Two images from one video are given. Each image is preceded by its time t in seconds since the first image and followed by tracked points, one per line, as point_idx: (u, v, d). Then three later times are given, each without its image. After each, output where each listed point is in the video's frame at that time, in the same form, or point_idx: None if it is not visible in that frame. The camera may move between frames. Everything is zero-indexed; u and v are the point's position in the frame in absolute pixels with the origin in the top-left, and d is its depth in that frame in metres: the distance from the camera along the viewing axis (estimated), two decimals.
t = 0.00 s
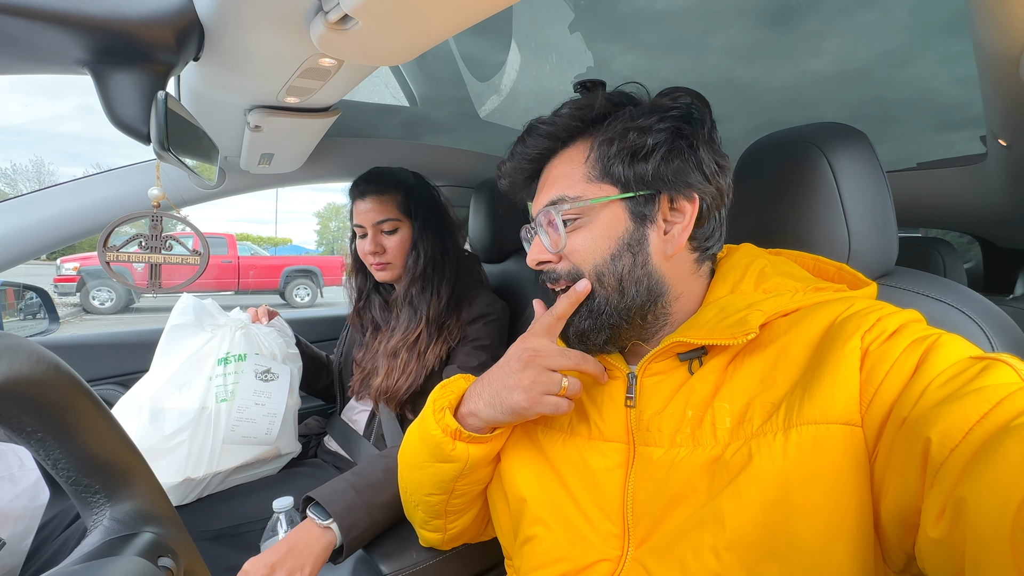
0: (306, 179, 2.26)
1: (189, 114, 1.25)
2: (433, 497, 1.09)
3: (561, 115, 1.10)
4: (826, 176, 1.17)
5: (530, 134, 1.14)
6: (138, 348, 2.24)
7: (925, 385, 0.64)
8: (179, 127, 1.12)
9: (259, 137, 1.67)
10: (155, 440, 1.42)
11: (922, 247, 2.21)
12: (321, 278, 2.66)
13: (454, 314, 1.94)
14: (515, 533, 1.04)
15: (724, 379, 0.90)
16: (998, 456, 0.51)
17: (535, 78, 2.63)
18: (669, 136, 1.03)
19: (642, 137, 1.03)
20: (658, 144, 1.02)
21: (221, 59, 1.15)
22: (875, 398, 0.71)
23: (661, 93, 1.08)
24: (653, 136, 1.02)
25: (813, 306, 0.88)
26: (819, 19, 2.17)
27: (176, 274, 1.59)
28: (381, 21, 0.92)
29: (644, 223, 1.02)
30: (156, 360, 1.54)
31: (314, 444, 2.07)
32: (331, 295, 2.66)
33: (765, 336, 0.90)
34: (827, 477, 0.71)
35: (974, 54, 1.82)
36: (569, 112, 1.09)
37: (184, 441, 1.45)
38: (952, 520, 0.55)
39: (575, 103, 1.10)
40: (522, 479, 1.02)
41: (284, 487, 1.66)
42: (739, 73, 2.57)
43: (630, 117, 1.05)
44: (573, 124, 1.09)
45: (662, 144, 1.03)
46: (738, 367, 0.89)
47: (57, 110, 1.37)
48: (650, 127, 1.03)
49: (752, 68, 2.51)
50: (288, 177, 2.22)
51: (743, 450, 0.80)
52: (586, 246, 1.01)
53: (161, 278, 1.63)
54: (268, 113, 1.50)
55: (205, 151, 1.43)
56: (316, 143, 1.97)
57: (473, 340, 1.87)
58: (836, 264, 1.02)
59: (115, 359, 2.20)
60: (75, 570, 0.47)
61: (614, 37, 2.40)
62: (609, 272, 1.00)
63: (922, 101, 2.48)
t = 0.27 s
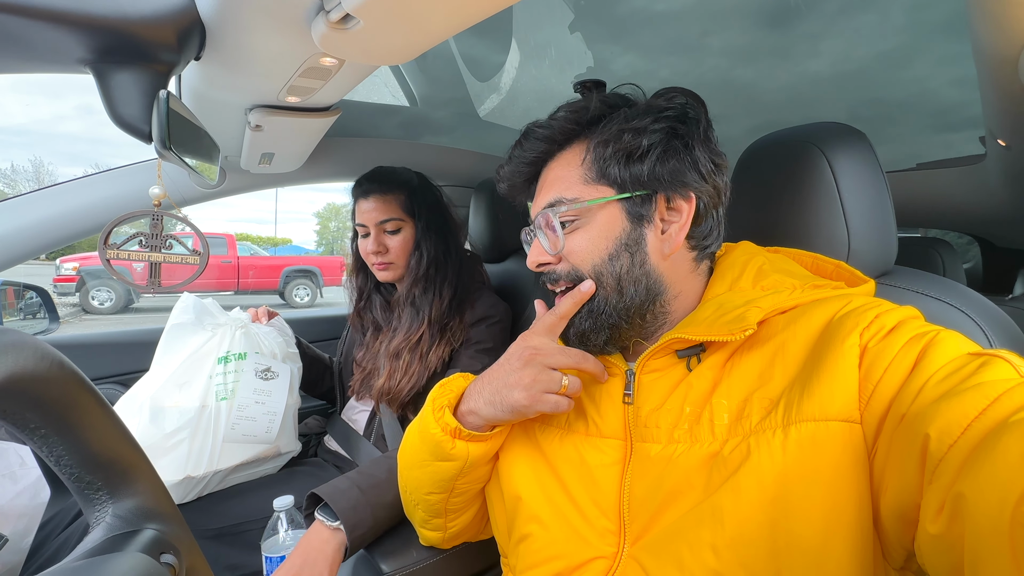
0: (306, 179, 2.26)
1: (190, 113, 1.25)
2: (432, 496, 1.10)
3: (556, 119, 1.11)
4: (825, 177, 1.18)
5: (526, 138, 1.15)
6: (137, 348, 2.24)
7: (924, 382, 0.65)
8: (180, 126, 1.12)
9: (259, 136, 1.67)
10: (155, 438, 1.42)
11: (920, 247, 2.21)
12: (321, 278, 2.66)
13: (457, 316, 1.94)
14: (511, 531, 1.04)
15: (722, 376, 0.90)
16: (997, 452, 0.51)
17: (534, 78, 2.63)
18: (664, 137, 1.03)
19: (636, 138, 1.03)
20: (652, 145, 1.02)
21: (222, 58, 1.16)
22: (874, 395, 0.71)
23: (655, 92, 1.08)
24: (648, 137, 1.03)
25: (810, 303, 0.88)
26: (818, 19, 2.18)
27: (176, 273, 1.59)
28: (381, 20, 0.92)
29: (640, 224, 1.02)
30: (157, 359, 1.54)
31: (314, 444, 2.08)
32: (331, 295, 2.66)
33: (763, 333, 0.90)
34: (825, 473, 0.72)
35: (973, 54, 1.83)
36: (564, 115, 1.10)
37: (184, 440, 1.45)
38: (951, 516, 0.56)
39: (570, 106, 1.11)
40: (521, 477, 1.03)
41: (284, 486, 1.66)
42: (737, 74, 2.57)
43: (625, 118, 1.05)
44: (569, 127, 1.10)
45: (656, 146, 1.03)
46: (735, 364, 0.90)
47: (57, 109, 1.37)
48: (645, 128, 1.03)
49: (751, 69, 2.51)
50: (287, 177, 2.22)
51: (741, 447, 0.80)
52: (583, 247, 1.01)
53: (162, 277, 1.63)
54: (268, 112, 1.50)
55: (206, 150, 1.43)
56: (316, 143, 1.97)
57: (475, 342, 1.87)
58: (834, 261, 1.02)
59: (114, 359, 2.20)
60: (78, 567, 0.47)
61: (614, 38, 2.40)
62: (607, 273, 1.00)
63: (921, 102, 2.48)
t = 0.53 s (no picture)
0: (305, 179, 2.26)
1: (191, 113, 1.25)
2: (433, 496, 1.10)
3: (551, 122, 1.11)
4: (824, 177, 1.18)
5: (523, 140, 1.15)
6: (137, 348, 2.24)
7: (923, 381, 0.65)
8: (181, 126, 1.12)
9: (260, 136, 1.67)
10: (157, 437, 1.42)
11: (919, 247, 2.22)
12: (321, 278, 2.65)
13: (457, 316, 1.95)
14: (511, 531, 1.04)
15: (721, 376, 0.91)
16: (996, 451, 0.52)
17: (534, 79, 2.64)
18: (660, 138, 1.04)
19: (632, 141, 1.03)
20: (649, 147, 1.03)
21: (223, 58, 1.16)
22: (873, 394, 0.71)
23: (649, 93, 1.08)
24: (644, 140, 1.03)
25: (809, 302, 0.89)
26: (816, 20, 2.18)
27: (181, 273, 1.55)
28: (382, 20, 0.92)
29: (637, 226, 1.02)
30: (160, 358, 1.55)
31: (314, 444, 2.07)
32: (331, 295, 2.66)
33: (763, 333, 0.90)
34: (823, 472, 0.72)
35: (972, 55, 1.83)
36: (559, 118, 1.10)
37: (185, 439, 1.45)
38: (950, 514, 0.56)
39: (564, 109, 1.10)
40: (520, 476, 1.03)
41: (284, 486, 1.66)
42: (737, 74, 2.58)
43: (620, 121, 1.05)
44: (564, 130, 1.10)
45: (653, 148, 1.03)
46: (735, 364, 0.90)
47: (57, 110, 1.37)
48: (641, 130, 1.04)
49: (751, 69, 2.51)
50: (287, 177, 2.22)
51: (741, 447, 0.80)
52: (580, 251, 1.01)
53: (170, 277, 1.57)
54: (269, 112, 1.50)
55: (206, 150, 1.43)
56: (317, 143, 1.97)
57: (475, 341, 1.87)
58: (833, 261, 1.02)
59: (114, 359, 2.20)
60: (79, 565, 0.47)
61: (613, 39, 2.40)
62: (605, 276, 1.01)
63: (919, 102, 2.49)
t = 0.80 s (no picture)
0: (306, 179, 2.26)
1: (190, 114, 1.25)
2: (432, 494, 1.10)
3: (554, 120, 1.11)
4: (824, 177, 1.18)
5: (524, 138, 1.15)
6: (137, 349, 2.24)
7: (922, 381, 0.65)
8: (179, 127, 1.12)
9: (259, 136, 1.66)
10: (155, 438, 1.42)
11: (918, 247, 2.22)
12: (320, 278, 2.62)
13: (457, 315, 1.95)
14: (512, 532, 1.04)
15: (721, 377, 0.90)
16: (996, 452, 0.52)
17: (534, 79, 2.63)
18: (662, 139, 1.03)
19: (634, 140, 1.03)
20: (650, 147, 1.02)
21: (222, 58, 1.16)
22: (873, 395, 0.71)
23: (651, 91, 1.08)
24: (646, 140, 1.03)
25: (809, 303, 0.89)
26: (815, 21, 2.18)
27: (171, 275, 1.59)
28: (380, 20, 0.92)
29: (637, 227, 1.02)
30: (156, 360, 1.54)
31: (313, 445, 2.06)
32: (331, 296, 2.66)
33: (763, 333, 0.90)
34: (823, 472, 0.72)
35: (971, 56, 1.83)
36: (561, 116, 1.10)
37: (183, 440, 1.45)
38: (950, 515, 0.56)
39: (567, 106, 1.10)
40: (521, 477, 1.03)
41: (284, 487, 1.65)
42: (736, 74, 2.58)
43: (622, 119, 1.05)
44: (566, 128, 1.10)
45: (654, 148, 1.03)
46: (735, 365, 0.90)
47: (56, 110, 1.36)
48: (643, 131, 1.03)
49: (750, 69, 2.51)
50: (287, 177, 2.23)
51: (741, 448, 0.80)
52: (579, 250, 1.01)
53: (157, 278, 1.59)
54: (268, 113, 1.50)
55: (205, 151, 1.43)
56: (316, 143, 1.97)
57: (474, 340, 1.87)
58: (833, 261, 1.02)
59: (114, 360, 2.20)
60: (77, 568, 0.47)
61: (612, 40, 2.40)
62: (603, 276, 1.00)
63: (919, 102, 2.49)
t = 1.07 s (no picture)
0: (306, 179, 2.27)
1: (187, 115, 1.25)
2: (426, 497, 1.09)
3: (575, 107, 1.10)
4: (824, 179, 1.18)
5: (540, 123, 1.14)
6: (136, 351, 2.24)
7: (923, 384, 0.65)
8: (177, 129, 1.12)
9: (257, 137, 1.66)
10: (151, 442, 1.41)
11: (917, 247, 2.22)
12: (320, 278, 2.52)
13: (458, 316, 1.97)
14: (515, 534, 1.04)
15: (723, 379, 0.90)
16: (997, 455, 0.51)
17: (533, 80, 2.63)
18: (682, 138, 1.04)
19: (655, 135, 1.03)
20: (670, 144, 1.03)
21: (220, 60, 1.15)
22: (874, 397, 0.71)
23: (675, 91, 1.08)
24: (666, 136, 1.03)
25: (811, 304, 0.88)
26: (813, 21, 2.18)
27: (178, 274, 1.55)
28: (379, 22, 0.91)
29: (648, 223, 1.02)
30: (151, 364, 1.54)
31: (313, 446, 2.05)
32: (330, 296, 2.54)
33: (764, 335, 0.90)
34: (825, 474, 0.72)
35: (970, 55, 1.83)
36: (583, 104, 1.09)
37: (180, 444, 1.44)
38: (951, 518, 0.55)
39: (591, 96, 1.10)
40: (522, 479, 1.02)
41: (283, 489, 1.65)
42: (735, 75, 2.58)
43: (645, 114, 1.05)
44: (586, 116, 1.09)
45: (673, 145, 1.03)
46: (736, 367, 0.90)
47: (54, 112, 1.35)
48: (664, 127, 1.04)
49: (749, 69, 2.52)
50: (287, 178, 2.23)
51: (743, 450, 0.80)
52: (587, 241, 1.00)
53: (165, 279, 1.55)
54: (265, 114, 1.50)
55: (202, 153, 1.43)
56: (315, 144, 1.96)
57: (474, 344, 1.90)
58: (834, 262, 1.02)
59: (113, 362, 2.20)
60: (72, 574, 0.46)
61: (611, 41, 2.40)
62: (608, 269, 1.00)
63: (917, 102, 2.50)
